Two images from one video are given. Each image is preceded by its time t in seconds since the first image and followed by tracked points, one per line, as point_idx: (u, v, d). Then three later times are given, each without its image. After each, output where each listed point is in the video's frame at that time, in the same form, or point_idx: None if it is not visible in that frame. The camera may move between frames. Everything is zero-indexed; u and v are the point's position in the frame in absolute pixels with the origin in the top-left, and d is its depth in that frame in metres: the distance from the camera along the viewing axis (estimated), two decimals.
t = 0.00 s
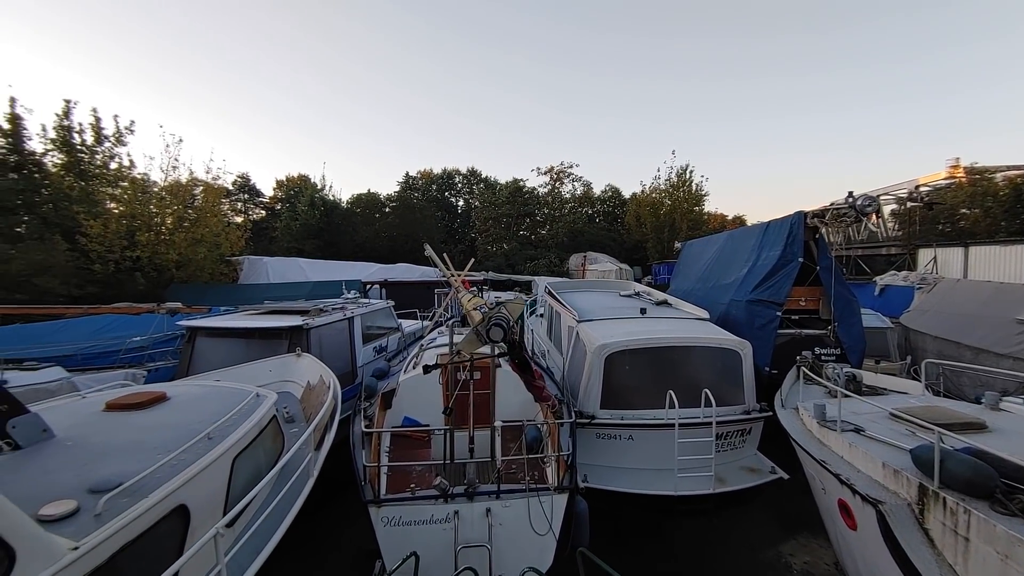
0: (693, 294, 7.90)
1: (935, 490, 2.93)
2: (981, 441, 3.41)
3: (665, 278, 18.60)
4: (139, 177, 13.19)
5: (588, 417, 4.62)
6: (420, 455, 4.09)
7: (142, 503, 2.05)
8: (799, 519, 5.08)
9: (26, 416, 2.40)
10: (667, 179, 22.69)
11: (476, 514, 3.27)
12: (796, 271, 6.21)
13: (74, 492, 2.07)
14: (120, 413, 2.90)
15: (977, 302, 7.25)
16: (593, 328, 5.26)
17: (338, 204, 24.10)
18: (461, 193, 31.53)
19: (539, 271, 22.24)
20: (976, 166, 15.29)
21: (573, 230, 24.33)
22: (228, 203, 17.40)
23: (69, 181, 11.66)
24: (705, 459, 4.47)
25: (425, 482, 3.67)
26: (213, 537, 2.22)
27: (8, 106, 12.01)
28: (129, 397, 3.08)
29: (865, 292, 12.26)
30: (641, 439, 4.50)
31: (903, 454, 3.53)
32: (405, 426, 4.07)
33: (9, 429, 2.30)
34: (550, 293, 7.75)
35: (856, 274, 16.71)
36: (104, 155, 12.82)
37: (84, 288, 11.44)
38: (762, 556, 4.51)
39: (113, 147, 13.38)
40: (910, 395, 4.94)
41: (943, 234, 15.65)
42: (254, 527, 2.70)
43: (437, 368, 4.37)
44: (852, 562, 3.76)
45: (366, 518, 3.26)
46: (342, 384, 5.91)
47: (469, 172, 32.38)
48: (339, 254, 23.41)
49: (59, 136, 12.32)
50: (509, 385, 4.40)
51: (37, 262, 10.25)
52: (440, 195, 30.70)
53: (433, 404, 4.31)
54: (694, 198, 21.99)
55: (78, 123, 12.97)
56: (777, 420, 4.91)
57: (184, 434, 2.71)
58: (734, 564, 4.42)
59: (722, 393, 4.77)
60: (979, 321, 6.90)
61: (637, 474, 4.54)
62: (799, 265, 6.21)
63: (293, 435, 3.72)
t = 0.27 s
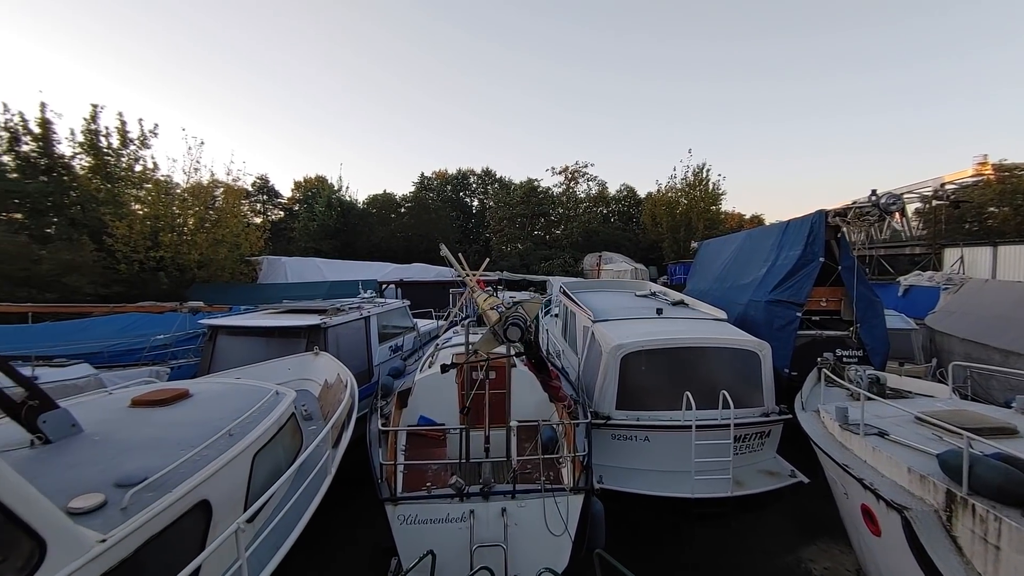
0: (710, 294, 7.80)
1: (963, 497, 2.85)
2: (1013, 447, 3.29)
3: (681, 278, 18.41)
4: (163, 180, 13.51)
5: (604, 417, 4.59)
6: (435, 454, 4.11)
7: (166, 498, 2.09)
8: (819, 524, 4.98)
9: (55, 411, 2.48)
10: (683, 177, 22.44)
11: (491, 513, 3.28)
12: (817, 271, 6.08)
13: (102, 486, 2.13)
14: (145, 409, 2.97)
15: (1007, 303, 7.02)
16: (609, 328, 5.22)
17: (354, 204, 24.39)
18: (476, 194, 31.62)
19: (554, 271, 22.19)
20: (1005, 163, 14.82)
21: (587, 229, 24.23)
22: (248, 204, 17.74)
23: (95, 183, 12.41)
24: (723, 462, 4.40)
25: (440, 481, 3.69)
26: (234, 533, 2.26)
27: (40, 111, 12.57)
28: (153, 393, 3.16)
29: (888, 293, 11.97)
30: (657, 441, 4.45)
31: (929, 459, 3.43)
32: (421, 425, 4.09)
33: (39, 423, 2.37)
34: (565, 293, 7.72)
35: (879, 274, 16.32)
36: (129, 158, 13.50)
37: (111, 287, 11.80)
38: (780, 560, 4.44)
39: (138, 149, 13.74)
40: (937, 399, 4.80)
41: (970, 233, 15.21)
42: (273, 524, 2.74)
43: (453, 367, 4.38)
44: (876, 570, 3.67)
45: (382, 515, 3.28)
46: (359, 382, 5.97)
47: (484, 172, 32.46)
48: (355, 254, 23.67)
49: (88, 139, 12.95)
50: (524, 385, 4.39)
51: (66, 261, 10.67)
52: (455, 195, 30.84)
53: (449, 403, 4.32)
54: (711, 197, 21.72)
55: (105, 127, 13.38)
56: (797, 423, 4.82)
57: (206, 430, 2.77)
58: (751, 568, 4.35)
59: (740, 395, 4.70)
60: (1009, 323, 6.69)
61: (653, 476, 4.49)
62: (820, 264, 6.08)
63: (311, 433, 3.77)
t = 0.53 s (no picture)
0: (727, 294, 7.69)
1: (991, 504, 2.76)
2: None
3: (697, 278, 18.20)
4: (185, 182, 13.74)
5: (619, 418, 4.56)
6: (450, 453, 4.12)
7: (188, 493, 2.13)
8: (840, 529, 4.87)
9: (83, 407, 2.55)
10: (699, 176, 22.18)
11: (506, 513, 3.28)
12: (838, 271, 5.96)
13: (127, 481, 2.18)
14: (168, 406, 3.04)
15: None
16: (624, 328, 5.18)
17: (370, 205, 24.63)
18: (490, 194, 31.66)
19: (568, 271, 22.12)
20: None
21: (602, 229, 24.10)
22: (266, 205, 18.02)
23: (120, 185, 12.90)
24: (740, 465, 4.34)
25: (455, 480, 3.70)
26: (253, 528, 2.30)
27: (68, 115, 12.97)
28: (175, 391, 3.23)
29: (912, 293, 11.67)
30: (673, 442, 4.41)
31: (955, 465, 3.34)
32: (435, 425, 4.11)
33: (68, 418, 2.46)
34: (580, 293, 7.68)
35: (902, 274, 15.92)
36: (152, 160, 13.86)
37: (135, 286, 12.10)
38: (798, 565, 4.36)
39: (161, 152, 14.04)
40: (964, 402, 4.67)
41: (998, 232, 14.76)
42: (292, 520, 2.78)
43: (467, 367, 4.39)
44: None
45: (398, 514, 3.30)
46: (374, 381, 6.02)
47: (498, 172, 32.48)
48: (370, 254, 23.91)
49: (113, 142, 13.31)
50: (538, 385, 4.38)
51: (91, 261, 10.99)
52: (470, 195, 30.92)
53: (463, 403, 4.33)
54: (728, 196, 21.43)
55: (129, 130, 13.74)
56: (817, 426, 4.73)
57: (227, 427, 2.82)
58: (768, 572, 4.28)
59: (757, 397, 4.62)
60: None
61: (669, 478, 4.45)
62: (841, 264, 5.96)
63: (328, 431, 3.81)
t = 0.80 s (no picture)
0: (744, 294, 7.58)
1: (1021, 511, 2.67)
2: None
3: (713, 277, 17.98)
4: (205, 183, 14.07)
5: (633, 419, 4.52)
6: (464, 452, 4.13)
7: (208, 489, 2.17)
8: (860, 534, 4.78)
9: (108, 404, 2.61)
10: (716, 175, 21.90)
11: (520, 513, 3.27)
12: (859, 271, 5.83)
13: (150, 476, 2.23)
14: (189, 403, 3.10)
15: None
16: (638, 328, 5.14)
17: (385, 205, 24.84)
18: (503, 194, 31.67)
19: (582, 271, 22.02)
20: None
21: (616, 229, 23.93)
22: (283, 206, 18.28)
23: (143, 187, 13.18)
24: (757, 467, 4.28)
25: (470, 480, 3.71)
26: (271, 524, 2.33)
27: (94, 119, 13.34)
28: (196, 388, 3.29)
29: (937, 294, 11.36)
30: (689, 444, 4.36)
31: (983, 470, 3.24)
32: (450, 424, 4.12)
33: (94, 414, 2.52)
34: (594, 293, 7.64)
35: (925, 274, 15.52)
36: (174, 162, 14.24)
37: (157, 285, 12.38)
38: (817, 570, 4.28)
39: (182, 154, 14.36)
40: (992, 406, 4.53)
41: None
42: (309, 516, 2.81)
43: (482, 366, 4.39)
44: None
45: (413, 512, 3.31)
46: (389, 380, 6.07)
47: (511, 172, 32.50)
48: (385, 254, 24.10)
49: (137, 145, 13.68)
50: (553, 385, 4.37)
51: (116, 261, 11.28)
52: (483, 195, 31.00)
53: (477, 402, 4.34)
54: (745, 195, 21.10)
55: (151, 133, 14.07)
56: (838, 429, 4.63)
57: (246, 424, 2.86)
58: None
59: (775, 399, 4.55)
60: None
61: (684, 479, 4.40)
62: (862, 264, 5.84)
63: (344, 429, 3.85)
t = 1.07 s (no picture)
0: (761, 295, 7.47)
1: None
2: None
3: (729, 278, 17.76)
4: (224, 185, 14.39)
5: (648, 420, 4.48)
6: (478, 452, 4.14)
7: (228, 485, 2.20)
8: (881, 540, 4.67)
9: (132, 400, 2.66)
10: (732, 174, 21.63)
11: (535, 513, 3.27)
12: (880, 271, 5.70)
13: (172, 472, 2.27)
14: (209, 400, 3.16)
15: None
16: (653, 329, 5.09)
17: (399, 206, 25.05)
18: (517, 194, 31.69)
19: (595, 271, 21.90)
20: None
21: (630, 229, 23.77)
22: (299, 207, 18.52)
23: (165, 189, 13.67)
24: (774, 470, 4.21)
25: (484, 480, 3.71)
26: (289, 521, 2.36)
27: (117, 122, 13.70)
28: (216, 386, 3.35)
29: (961, 295, 11.07)
30: (705, 446, 4.31)
31: (1010, 476, 3.14)
32: (464, 424, 4.13)
33: (118, 411, 2.58)
34: (608, 293, 7.60)
35: (949, 275, 15.14)
36: (195, 164, 14.65)
37: (178, 285, 12.62)
38: None
39: (201, 156, 14.70)
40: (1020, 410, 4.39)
41: None
42: (326, 513, 2.84)
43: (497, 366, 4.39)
44: None
45: (428, 511, 3.33)
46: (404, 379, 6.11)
47: (524, 172, 32.50)
48: (399, 254, 24.29)
49: (158, 149, 14.11)
50: (567, 386, 4.36)
51: (138, 261, 11.54)
52: (496, 196, 31.05)
53: (491, 402, 4.35)
54: (761, 194, 20.80)
55: (173, 136, 14.41)
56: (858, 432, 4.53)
57: (264, 422, 2.90)
58: None
59: (793, 401, 4.47)
60: None
61: (701, 482, 4.35)
62: (884, 265, 5.70)
63: (359, 427, 3.89)
